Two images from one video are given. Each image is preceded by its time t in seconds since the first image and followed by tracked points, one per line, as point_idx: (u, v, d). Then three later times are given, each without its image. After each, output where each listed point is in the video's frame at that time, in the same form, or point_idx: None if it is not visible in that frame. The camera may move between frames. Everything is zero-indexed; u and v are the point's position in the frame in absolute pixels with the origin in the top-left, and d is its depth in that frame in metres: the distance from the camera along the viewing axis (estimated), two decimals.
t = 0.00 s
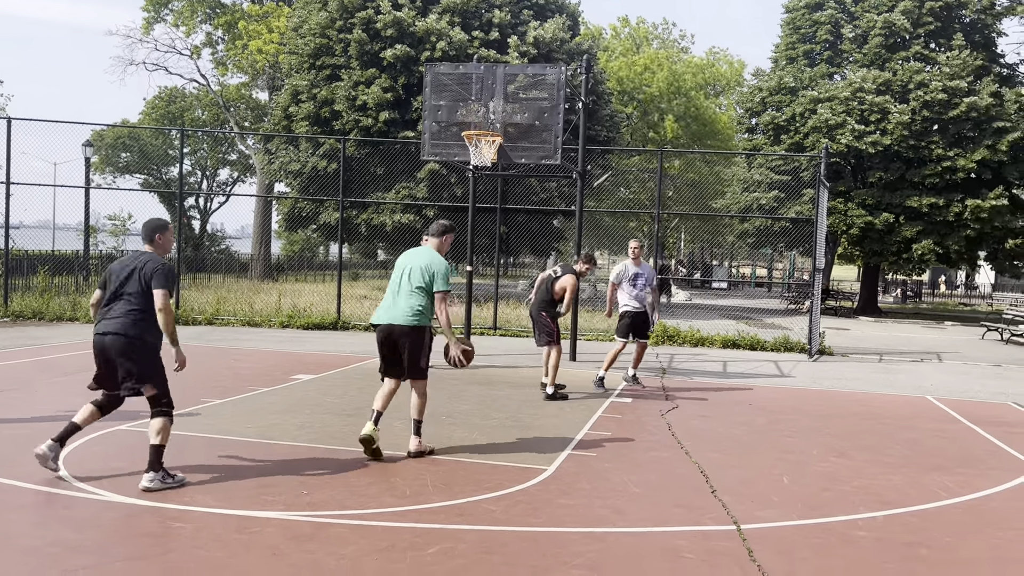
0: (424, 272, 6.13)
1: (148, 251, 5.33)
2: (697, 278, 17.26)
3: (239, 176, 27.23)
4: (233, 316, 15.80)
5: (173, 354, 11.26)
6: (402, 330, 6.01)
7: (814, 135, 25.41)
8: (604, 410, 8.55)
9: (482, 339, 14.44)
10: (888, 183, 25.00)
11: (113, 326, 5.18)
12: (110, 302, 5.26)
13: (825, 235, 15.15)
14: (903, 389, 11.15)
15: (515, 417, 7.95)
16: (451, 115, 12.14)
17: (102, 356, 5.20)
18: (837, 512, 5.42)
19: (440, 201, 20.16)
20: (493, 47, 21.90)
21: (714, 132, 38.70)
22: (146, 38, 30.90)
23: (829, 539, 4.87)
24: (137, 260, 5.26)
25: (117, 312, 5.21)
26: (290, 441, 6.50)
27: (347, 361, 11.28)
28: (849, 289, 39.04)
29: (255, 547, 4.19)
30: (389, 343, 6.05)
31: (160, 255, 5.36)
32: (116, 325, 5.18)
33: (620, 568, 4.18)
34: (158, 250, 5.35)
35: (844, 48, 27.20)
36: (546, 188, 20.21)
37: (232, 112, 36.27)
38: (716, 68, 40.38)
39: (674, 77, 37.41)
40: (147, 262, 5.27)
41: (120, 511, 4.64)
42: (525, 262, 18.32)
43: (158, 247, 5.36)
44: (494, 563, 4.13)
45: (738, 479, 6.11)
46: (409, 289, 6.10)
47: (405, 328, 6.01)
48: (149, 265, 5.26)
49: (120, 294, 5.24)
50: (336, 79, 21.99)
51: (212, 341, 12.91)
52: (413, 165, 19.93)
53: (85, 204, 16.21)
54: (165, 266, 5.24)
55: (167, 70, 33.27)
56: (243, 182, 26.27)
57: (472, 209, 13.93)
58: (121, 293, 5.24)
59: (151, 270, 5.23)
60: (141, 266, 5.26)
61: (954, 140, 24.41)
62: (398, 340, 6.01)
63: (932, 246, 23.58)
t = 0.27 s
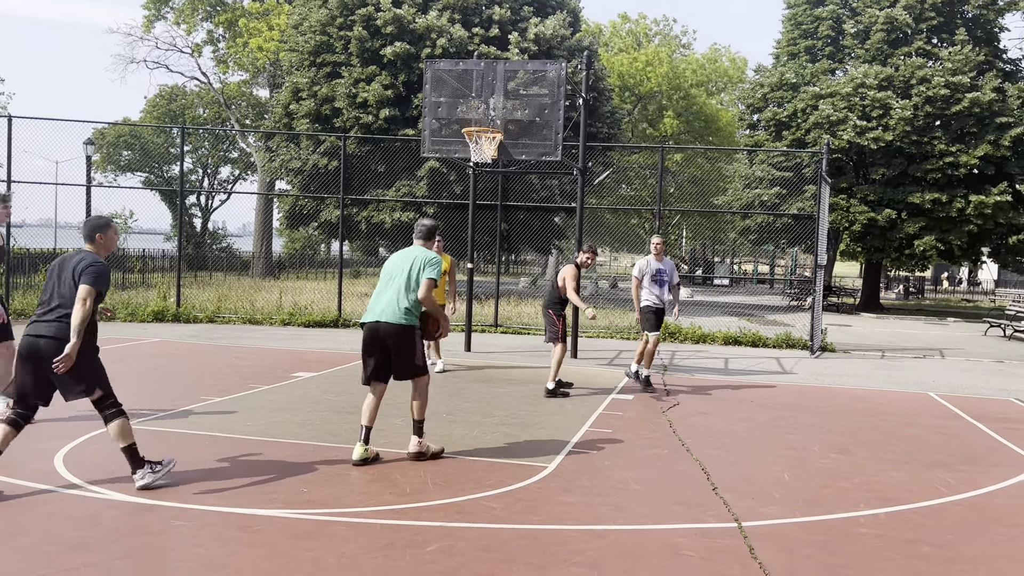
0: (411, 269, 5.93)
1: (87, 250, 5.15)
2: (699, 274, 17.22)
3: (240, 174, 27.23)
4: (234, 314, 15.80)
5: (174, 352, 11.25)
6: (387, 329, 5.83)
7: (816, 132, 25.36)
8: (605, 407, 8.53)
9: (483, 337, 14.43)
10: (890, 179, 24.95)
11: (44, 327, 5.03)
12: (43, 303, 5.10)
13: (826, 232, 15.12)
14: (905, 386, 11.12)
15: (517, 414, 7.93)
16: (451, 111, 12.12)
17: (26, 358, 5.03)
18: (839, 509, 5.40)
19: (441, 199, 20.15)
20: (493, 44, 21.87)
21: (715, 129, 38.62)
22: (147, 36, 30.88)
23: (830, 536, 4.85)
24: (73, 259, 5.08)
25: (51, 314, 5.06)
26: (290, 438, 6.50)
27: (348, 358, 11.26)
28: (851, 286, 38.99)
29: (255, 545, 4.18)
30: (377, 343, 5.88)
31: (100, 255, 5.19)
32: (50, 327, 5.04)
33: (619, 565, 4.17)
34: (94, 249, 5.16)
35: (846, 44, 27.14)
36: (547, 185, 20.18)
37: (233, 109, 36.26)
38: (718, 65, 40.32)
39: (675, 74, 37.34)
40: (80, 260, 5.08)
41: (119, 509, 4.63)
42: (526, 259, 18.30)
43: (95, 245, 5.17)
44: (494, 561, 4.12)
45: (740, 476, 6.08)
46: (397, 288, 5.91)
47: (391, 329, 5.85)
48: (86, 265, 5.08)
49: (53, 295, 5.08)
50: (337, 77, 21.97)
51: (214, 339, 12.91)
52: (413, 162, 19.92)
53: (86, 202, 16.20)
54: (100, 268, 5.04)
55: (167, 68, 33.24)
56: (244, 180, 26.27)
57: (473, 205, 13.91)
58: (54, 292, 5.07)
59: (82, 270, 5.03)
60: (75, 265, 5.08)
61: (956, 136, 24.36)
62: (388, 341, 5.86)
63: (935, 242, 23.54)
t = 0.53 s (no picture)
0: (428, 268, 5.96)
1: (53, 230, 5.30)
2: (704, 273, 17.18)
3: (245, 174, 27.29)
4: (239, 314, 15.83)
5: (179, 352, 11.28)
6: (407, 329, 5.80)
7: (821, 130, 25.28)
8: (610, 407, 8.52)
9: (488, 336, 14.43)
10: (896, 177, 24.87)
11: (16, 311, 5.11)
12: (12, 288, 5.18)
13: (832, 230, 15.07)
14: (911, 385, 11.08)
15: (521, 414, 7.93)
16: (456, 111, 12.12)
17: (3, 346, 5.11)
18: (844, 509, 5.39)
19: (445, 198, 20.17)
20: (497, 43, 21.86)
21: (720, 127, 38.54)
22: (153, 36, 30.94)
23: (834, 536, 4.84)
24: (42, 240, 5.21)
25: (21, 297, 5.14)
26: (295, 438, 6.51)
27: (352, 358, 11.27)
28: (857, 284, 38.88)
29: (258, 545, 4.19)
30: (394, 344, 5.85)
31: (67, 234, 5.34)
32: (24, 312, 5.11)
33: (623, 565, 4.17)
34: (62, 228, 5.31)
35: (852, 42, 27.06)
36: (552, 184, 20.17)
37: (238, 109, 36.34)
38: (723, 63, 40.24)
39: (680, 73, 37.28)
40: (49, 240, 5.22)
41: (123, 509, 4.65)
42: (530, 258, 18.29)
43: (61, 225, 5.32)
44: (497, 561, 4.13)
45: (744, 476, 6.07)
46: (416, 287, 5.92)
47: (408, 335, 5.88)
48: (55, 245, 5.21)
49: (24, 279, 5.17)
50: (342, 76, 21.99)
51: (219, 338, 12.94)
52: (418, 161, 19.93)
53: (92, 202, 16.25)
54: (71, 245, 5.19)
55: (173, 68, 33.30)
56: (249, 180, 26.32)
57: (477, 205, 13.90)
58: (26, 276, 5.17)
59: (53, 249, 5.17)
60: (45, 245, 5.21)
61: (962, 134, 24.27)
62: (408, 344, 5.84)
63: (941, 240, 23.45)
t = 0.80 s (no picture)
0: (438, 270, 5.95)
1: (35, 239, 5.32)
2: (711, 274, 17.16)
3: (252, 175, 27.36)
4: (247, 315, 15.88)
5: (187, 353, 11.31)
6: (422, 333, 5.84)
7: (828, 130, 25.22)
8: (618, 408, 8.51)
9: (495, 337, 14.43)
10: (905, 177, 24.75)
11: (2, 320, 5.13)
12: None
13: (840, 230, 15.03)
14: (920, 386, 11.05)
15: (529, 415, 7.92)
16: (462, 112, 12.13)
17: None
18: (854, 510, 5.37)
19: (452, 200, 20.20)
20: (503, 44, 21.87)
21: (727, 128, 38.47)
22: (160, 38, 31.03)
23: (844, 537, 4.82)
24: (24, 249, 5.24)
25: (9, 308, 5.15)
26: (304, 439, 6.52)
27: (360, 359, 11.29)
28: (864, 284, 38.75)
29: (268, 546, 4.19)
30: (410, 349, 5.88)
31: (48, 243, 5.38)
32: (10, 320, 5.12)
33: (632, 567, 4.16)
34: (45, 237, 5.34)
35: (859, 42, 26.98)
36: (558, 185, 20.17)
37: (245, 111, 36.43)
38: (729, 63, 40.17)
39: (687, 73, 37.23)
40: (34, 249, 5.24)
41: (133, 510, 4.66)
42: (537, 259, 18.29)
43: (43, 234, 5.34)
44: (506, 562, 4.12)
45: (753, 477, 6.06)
46: (429, 288, 5.91)
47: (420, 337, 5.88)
48: (37, 252, 5.24)
49: (11, 290, 5.18)
50: (348, 78, 22.03)
51: (227, 339, 12.99)
52: (424, 162, 19.95)
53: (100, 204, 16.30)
54: (57, 252, 5.25)
55: (180, 71, 33.40)
56: (256, 181, 26.38)
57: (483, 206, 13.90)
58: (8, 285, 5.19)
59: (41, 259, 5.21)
60: (29, 255, 5.22)
61: (970, 134, 24.20)
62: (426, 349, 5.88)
63: (949, 240, 23.37)
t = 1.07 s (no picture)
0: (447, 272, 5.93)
1: (41, 235, 5.59)
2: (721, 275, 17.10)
3: (261, 177, 27.42)
4: (257, 316, 15.90)
5: (197, 355, 11.33)
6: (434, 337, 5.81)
7: (838, 131, 25.11)
8: (630, 410, 8.49)
9: (504, 339, 14.41)
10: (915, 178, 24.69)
11: (11, 312, 5.39)
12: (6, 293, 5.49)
13: (851, 232, 14.94)
14: (933, 388, 10.97)
15: (541, 417, 7.90)
16: (473, 114, 12.15)
17: None
18: (869, 514, 5.32)
19: (461, 202, 20.19)
20: (512, 46, 21.85)
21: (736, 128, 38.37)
22: (169, 41, 31.14)
23: (860, 541, 4.79)
24: (34, 246, 5.51)
25: (19, 302, 5.41)
26: (316, 441, 6.52)
27: (370, 361, 11.29)
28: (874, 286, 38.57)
29: (282, 549, 4.18)
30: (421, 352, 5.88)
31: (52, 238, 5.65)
32: (20, 314, 5.38)
33: (648, 571, 4.12)
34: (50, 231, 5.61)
35: (869, 43, 26.87)
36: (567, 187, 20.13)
37: (254, 113, 36.52)
38: (738, 64, 40.03)
39: (695, 75, 37.14)
40: (43, 246, 5.52)
41: (147, 513, 4.66)
42: (546, 260, 18.27)
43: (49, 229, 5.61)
44: (521, 566, 4.10)
45: (768, 480, 6.01)
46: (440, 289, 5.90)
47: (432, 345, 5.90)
48: (48, 250, 5.52)
49: (21, 284, 5.45)
50: (357, 80, 22.06)
51: (237, 341, 13.01)
52: (433, 164, 19.96)
53: (111, 206, 16.37)
54: (66, 251, 5.53)
55: (190, 73, 33.50)
56: (265, 183, 26.43)
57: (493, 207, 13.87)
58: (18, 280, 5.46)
59: (46, 256, 5.48)
60: (38, 251, 5.50)
61: (981, 134, 24.06)
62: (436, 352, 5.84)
63: (960, 242, 23.24)
